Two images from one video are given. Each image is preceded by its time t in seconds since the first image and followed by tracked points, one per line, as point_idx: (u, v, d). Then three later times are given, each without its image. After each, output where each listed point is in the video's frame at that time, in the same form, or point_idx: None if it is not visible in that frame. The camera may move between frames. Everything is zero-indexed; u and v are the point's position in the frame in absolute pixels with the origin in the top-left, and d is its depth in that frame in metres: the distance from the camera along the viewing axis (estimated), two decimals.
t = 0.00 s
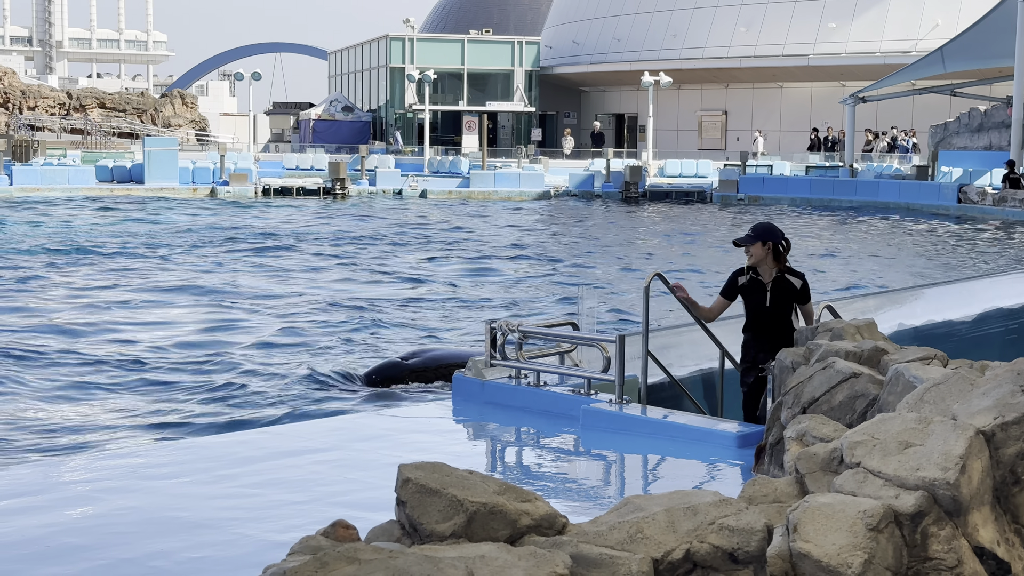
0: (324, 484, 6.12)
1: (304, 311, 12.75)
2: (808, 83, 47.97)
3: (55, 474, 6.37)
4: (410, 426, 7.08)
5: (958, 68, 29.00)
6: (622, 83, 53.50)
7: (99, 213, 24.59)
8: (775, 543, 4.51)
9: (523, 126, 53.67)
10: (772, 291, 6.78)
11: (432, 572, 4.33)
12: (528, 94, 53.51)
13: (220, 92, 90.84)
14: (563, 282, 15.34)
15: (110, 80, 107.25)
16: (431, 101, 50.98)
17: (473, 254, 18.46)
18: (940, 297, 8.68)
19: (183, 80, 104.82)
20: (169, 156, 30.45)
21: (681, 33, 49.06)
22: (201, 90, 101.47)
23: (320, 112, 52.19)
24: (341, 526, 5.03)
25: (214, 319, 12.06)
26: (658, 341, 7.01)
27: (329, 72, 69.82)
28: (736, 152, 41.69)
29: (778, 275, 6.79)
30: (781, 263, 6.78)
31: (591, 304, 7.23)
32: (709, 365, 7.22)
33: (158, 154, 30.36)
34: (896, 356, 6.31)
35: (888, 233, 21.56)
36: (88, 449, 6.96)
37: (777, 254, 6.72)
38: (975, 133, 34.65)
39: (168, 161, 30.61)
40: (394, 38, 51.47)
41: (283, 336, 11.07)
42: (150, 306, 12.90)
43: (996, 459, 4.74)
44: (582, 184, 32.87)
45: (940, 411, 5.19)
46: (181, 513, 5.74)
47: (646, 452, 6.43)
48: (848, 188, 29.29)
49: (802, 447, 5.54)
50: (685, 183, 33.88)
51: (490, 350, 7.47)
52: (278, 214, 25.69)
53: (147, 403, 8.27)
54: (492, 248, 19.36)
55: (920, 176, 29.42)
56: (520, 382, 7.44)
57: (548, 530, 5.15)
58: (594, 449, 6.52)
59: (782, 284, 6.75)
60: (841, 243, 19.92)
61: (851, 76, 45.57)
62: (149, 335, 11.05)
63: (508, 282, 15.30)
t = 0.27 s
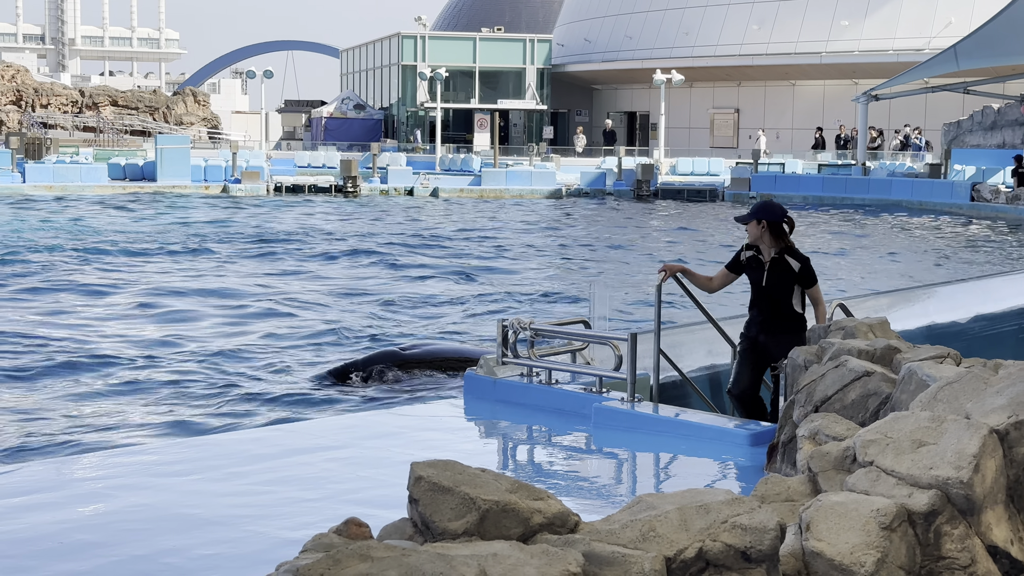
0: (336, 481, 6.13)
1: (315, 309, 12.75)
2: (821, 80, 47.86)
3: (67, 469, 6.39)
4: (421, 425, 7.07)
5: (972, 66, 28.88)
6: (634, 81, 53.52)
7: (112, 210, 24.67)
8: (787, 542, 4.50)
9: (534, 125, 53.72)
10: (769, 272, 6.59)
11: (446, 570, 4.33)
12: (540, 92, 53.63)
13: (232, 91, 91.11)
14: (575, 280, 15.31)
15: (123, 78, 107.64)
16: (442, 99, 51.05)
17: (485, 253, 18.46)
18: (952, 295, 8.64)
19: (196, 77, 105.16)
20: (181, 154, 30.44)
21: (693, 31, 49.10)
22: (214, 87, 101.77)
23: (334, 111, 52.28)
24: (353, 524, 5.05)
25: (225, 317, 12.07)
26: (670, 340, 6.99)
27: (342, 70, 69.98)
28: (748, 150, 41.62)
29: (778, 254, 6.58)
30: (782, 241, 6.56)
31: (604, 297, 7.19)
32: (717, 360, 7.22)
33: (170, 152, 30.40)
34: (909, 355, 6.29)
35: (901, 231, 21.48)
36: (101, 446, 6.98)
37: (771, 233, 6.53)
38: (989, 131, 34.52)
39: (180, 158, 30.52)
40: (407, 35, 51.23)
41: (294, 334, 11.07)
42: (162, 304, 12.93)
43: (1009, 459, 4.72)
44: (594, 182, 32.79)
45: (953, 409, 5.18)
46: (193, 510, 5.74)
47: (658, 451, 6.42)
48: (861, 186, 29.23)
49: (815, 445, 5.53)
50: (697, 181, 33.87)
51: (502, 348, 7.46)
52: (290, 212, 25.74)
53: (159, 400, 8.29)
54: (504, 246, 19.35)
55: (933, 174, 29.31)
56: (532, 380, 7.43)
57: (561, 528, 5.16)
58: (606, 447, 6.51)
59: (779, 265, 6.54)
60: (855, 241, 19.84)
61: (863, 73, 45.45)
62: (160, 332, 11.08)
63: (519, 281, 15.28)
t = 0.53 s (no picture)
0: (351, 480, 6.13)
1: (329, 307, 12.77)
2: (836, 79, 47.75)
3: (81, 468, 6.41)
4: (436, 424, 7.07)
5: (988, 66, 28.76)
6: (648, 80, 53.57)
7: (127, 209, 24.78)
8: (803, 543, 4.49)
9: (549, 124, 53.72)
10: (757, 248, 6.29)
11: (460, 568, 4.35)
12: (555, 91, 53.83)
13: (247, 89, 91.42)
14: (588, 279, 15.29)
15: (138, 77, 108.15)
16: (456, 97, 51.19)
17: (498, 252, 18.46)
18: (968, 296, 8.60)
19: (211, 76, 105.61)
20: (195, 153, 30.53)
21: (708, 30, 49.01)
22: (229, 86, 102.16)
23: (347, 110, 51.22)
24: (369, 523, 5.07)
25: (239, 316, 12.09)
26: (685, 339, 6.97)
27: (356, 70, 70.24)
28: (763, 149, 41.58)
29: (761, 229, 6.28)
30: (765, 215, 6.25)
31: (618, 299, 7.16)
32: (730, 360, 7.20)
33: (185, 150, 30.49)
34: (925, 355, 6.27)
35: (918, 231, 21.41)
36: (117, 444, 7.02)
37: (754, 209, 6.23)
38: (1005, 131, 34.40)
39: (195, 157, 30.56)
40: (421, 35, 51.55)
41: (307, 333, 11.08)
42: (176, 302, 12.97)
43: None
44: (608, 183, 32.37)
45: (969, 410, 5.16)
46: (208, 509, 5.76)
47: (672, 451, 6.41)
48: (876, 186, 29.14)
49: (830, 446, 5.52)
50: (711, 181, 33.86)
51: (517, 347, 7.45)
52: (305, 211, 25.81)
53: (174, 398, 8.31)
54: (517, 245, 19.36)
55: (949, 173, 29.21)
56: (546, 379, 7.42)
57: (576, 528, 5.16)
58: (620, 446, 6.50)
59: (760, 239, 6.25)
60: (870, 241, 19.78)
61: (878, 72, 45.32)
62: (174, 330, 11.11)
63: (533, 280, 15.28)
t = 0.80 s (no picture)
0: (369, 481, 6.14)
1: (346, 308, 12.79)
2: (856, 81, 47.47)
3: (102, 467, 6.44)
4: (454, 425, 7.07)
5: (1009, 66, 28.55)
6: (667, 81, 53.71)
7: (148, 208, 24.97)
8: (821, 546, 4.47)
9: (567, 125, 54.06)
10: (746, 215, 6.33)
11: (479, 569, 4.37)
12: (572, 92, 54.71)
13: (266, 90, 92.03)
14: (606, 281, 15.27)
15: (159, 78, 109.02)
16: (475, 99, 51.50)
17: (516, 253, 18.47)
18: (987, 298, 8.56)
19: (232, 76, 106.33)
20: (215, 154, 30.69)
21: (727, 31, 48.99)
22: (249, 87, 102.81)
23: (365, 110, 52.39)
24: (389, 524, 5.08)
25: (257, 316, 12.13)
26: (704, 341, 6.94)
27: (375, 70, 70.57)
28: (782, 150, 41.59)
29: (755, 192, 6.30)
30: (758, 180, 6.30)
31: (639, 303, 7.07)
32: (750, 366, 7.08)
33: (204, 151, 30.68)
34: (945, 358, 6.23)
35: (939, 233, 21.29)
36: (137, 443, 7.04)
37: (746, 175, 6.26)
38: None
39: (215, 158, 30.75)
40: (440, 36, 53.52)
41: (324, 334, 11.10)
42: (195, 302, 13.02)
43: None
44: (626, 183, 32.39)
45: (990, 413, 5.14)
46: (228, 509, 5.77)
47: (690, 453, 6.41)
48: (895, 187, 29.00)
49: (850, 448, 5.49)
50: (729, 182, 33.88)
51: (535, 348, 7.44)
52: (324, 211, 25.93)
53: (193, 398, 8.34)
54: (536, 246, 19.37)
55: (969, 175, 29.05)
56: (564, 380, 7.41)
57: (595, 530, 5.16)
58: (638, 448, 6.49)
59: (750, 203, 6.28)
60: (891, 243, 19.68)
61: (899, 73, 45.19)
62: (192, 330, 11.16)
63: (551, 281, 15.26)
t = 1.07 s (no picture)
0: (394, 483, 6.15)
1: (368, 310, 12.82)
2: (880, 84, 47.45)
3: (127, 466, 6.48)
4: (478, 427, 7.07)
5: None
6: (691, 84, 53.97)
7: (172, 210, 25.18)
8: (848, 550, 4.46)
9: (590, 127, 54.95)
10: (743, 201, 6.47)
11: (505, 571, 4.39)
12: (596, 95, 54.66)
13: (290, 92, 92.75)
14: (628, 284, 15.28)
15: (183, 80, 110.04)
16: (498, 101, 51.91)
17: (537, 255, 18.49)
18: (1010, 303, 8.52)
19: (256, 78, 107.20)
20: (238, 156, 30.88)
21: (751, 33, 49.50)
22: (273, 89, 103.71)
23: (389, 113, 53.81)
24: (414, 525, 5.09)
25: (279, 317, 12.19)
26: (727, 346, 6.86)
27: (399, 72, 71.04)
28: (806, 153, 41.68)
29: (751, 182, 6.44)
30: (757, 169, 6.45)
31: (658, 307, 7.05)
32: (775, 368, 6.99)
33: (228, 153, 30.93)
34: (971, 362, 6.20)
35: (965, 237, 21.21)
36: (162, 443, 7.07)
37: (745, 163, 6.40)
38: None
39: (238, 160, 30.99)
40: (463, 39, 53.00)
41: (346, 335, 11.14)
42: (216, 304, 13.08)
43: None
44: (648, 186, 32.18)
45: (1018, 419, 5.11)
46: (253, 509, 5.79)
47: (714, 456, 6.39)
48: (919, 191, 28.76)
49: (876, 452, 5.48)
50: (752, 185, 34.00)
51: (558, 351, 7.44)
52: (347, 213, 26.08)
53: (217, 400, 8.38)
54: (557, 248, 19.42)
55: (994, 178, 28.82)
56: (587, 383, 7.41)
57: (621, 533, 5.16)
58: (662, 451, 6.48)
59: (747, 192, 6.42)
60: (916, 247, 19.61)
61: (923, 77, 45.20)
62: (215, 331, 11.21)
63: (572, 284, 15.28)
